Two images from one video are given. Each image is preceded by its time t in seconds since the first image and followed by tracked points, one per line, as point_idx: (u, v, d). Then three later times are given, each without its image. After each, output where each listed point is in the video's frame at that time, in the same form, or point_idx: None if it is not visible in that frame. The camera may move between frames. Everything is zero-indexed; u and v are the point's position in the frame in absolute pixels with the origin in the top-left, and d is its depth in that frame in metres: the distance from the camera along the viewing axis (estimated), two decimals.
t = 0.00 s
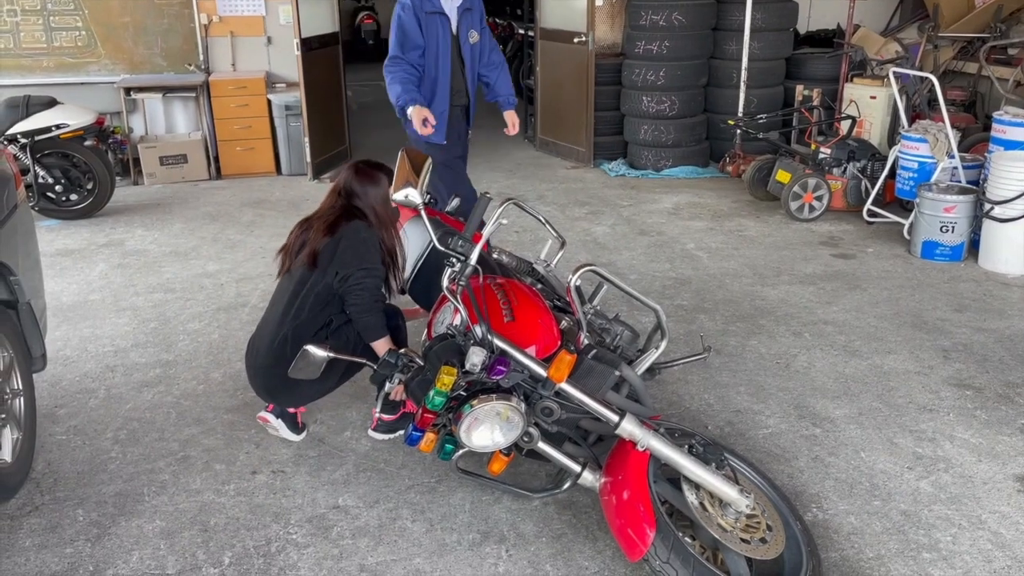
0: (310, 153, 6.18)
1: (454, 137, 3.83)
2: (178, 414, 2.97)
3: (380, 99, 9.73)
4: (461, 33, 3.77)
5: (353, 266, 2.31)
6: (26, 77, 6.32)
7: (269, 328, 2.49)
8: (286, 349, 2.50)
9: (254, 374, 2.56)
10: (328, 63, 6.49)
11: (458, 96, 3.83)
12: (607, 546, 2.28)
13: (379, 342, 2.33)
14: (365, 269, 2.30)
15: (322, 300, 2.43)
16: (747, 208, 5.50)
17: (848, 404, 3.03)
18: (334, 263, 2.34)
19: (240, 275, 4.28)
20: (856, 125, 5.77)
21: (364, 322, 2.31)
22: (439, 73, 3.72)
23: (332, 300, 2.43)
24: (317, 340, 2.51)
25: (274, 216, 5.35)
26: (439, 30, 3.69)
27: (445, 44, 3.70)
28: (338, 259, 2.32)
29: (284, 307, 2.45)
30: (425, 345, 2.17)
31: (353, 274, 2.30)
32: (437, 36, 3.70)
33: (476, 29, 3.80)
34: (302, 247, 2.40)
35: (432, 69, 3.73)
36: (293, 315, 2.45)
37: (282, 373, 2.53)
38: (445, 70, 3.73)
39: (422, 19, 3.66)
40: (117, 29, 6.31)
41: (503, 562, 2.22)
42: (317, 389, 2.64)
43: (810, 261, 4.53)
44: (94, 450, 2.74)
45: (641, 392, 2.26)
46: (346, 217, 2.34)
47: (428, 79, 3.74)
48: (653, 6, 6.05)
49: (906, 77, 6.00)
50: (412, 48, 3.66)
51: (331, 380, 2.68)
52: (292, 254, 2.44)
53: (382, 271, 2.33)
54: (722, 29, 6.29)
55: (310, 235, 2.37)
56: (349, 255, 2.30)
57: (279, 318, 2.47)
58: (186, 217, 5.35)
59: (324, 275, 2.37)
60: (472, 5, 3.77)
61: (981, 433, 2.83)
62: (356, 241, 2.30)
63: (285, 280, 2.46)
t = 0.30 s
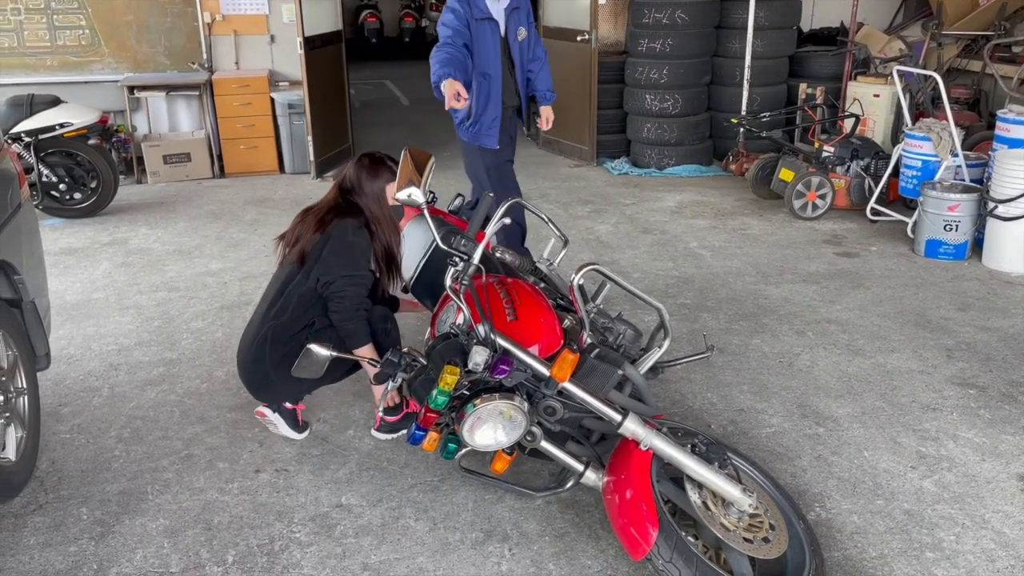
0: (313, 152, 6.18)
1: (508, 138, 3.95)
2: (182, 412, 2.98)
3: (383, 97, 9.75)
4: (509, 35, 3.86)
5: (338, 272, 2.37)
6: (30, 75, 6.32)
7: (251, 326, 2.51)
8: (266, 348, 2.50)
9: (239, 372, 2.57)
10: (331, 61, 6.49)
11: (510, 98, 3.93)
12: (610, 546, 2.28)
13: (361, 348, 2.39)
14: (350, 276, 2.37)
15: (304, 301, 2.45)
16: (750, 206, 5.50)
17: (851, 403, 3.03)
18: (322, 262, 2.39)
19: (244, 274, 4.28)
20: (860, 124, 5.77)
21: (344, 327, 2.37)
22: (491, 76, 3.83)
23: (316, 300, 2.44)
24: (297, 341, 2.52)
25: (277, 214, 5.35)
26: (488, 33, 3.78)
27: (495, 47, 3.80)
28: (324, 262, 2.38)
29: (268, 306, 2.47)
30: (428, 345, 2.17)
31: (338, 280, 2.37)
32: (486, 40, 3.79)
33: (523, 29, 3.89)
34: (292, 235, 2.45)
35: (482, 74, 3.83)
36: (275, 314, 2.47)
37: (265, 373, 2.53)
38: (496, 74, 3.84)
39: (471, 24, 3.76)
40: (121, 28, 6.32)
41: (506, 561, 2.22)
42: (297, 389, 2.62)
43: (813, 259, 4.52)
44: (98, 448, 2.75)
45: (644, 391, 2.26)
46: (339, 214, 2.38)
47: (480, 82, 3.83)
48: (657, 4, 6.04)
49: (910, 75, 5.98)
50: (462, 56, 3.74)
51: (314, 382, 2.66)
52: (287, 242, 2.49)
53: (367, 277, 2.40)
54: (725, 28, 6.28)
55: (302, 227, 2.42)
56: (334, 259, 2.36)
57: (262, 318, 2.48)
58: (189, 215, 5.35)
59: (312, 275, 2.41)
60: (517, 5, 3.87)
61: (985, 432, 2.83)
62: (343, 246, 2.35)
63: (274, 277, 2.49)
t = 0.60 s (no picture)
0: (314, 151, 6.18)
1: (548, 133, 3.79)
2: (183, 412, 2.98)
3: (383, 96, 9.75)
4: (553, 27, 3.70)
5: (303, 275, 2.34)
6: (29, 74, 6.32)
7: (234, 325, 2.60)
8: (235, 347, 2.55)
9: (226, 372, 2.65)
10: (332, 60, 6.49)
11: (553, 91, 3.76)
12: (612, 544, 2.28)
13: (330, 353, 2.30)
14: (313, 279, 2.34)
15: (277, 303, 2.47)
16: (751, 205, 5.49)
17: (853, 401, 3.02)
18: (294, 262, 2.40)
19: (245, 273, 4.28)
20: (861, 122, 5.75)
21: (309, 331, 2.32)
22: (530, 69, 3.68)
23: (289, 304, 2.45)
24: (264, 342, 2.54)
25: (278, 213, 5.35)
26: (528, 26, 3.64)
27: (534, 40, 3.65)
28: (291, 262, 2.37)
29: (248, 306, 2.54)
30: (430, 343, 2.16)
31: (300, 283, 2.34)
32: (526, 33, 3.64)
33: (567, 21, 3.74)
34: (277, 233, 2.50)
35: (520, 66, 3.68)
36: (250, 314, 2.53)
37: (235, 373, 2.57)
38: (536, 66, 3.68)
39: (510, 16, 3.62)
40: (122, 27, 6.31)
41: (508, 560, 2.22)
42: (264, 394, 2.61)
43: (815, 258, 4.51)
44: (99, 448, 2.75)
45: (647, 390, 2.24)
46: (318, 216, 2.41)
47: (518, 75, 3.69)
48: (658, 2, 6.02)
49: (910, 73, 5.97)
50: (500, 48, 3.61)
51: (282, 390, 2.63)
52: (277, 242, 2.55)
53: (333, 281, 2.35)
54: (726, 26, 6.28)
55: (286, 225, 2.47)
56: (299, 260, 2.35)
57: (239, 317, 2.56)
58: (190, 215, 5.35)
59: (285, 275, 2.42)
60: None
61: (987, 430, 2.82)
62: (310, 247, 2.36)
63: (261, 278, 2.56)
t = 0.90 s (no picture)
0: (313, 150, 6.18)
1: (591, 141, 3.64)
2: (183, 412, 2.98)
3: (382, 95, 9.75)
4: (606, 32, 3.54)
5: (281, 274, 2.32)
6: (28, 74, 6.32)
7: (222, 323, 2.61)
8: (218, 344, 2.56)
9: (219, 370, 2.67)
10: (331, 60, 6.49)
11: (599, 99, 3.61)
12: (612, 544, 2.27)
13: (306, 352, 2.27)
14: (288, 279, 2.31)
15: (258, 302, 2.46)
16: (751, 204, 5.49)
17: (853, 400, 3.02)
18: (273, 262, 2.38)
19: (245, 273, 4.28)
20: (860, 121, 5.75)
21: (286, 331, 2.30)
22: (576, 73, 3.52)
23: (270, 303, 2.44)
24: (243, 341, 2.53)
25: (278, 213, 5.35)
26: (577, 27, 3.49)
27: (582, 42, 3.49)
28: (269, 262, 2.35)
29: (233, 304, 2.56)
30: (429, 342, 2.16)
31: (275, 283, 2.32)
32: (574, 35, 3.49)
33: (622, 29, 3.57)
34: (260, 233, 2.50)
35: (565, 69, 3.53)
36: (234, 312, 2.54)
37: (218, 371, 2.57)
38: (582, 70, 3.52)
39: (558, 15, 3.48)
40: (121, 27, 6.31)
41: (508, 560, 2.22)
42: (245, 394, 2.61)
43: (814, 257, 4.51)
44: (99, 448, 2.75)
45: (647, 390, 2.24)
46: (300, 217, 2.40)
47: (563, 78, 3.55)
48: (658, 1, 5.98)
49: (910, 71, 5.96)
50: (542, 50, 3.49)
51: (261, 390, 2.61)
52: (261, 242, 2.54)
53: (308, 281, 2.32)
54: (725, 25, 6.27)
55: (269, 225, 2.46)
56: (276, 260, 2.33)
57: (226, 315, 2.56)
58: (189, 215, 5.34)
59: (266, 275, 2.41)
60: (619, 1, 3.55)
61: (987, 429, 2.82)
62: (287, 246, 2.34)
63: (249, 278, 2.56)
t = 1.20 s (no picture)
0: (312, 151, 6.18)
1: (643, 136, 3.57)
2: (182, 413, 2.97)
3: (381, 96, 9.76)
4: (657, 25, 3.49)
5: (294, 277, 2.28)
6: (25, 75, 6.31)
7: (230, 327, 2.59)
8: (227, 349, 2.55)
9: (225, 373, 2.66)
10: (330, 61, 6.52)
11: (652, 94, 3.55)
12: (611, 544, 2.27)
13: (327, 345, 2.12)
14: (304, 282, 2.27)
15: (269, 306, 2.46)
16: (749, 204, 5.49)
17: (851, 400, 3.02)
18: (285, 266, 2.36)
19: (243, 273, 4.28)
20: (858, 120, 5.77)
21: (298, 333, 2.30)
22: (629, 67, 3.45)
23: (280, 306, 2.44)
24: (254, 345, 2.53)
25: (276, 214, 5.35)
26: (628, 19, 3.42)
27: (635, 35, 3.43)
28: (281, 266, 2.32)
29: (242, 308, 2.54)
30: (427, 343, 2.16)
31: (292, 286, 2.28)
32: (625, 28, 3.43)
33: (676, 23, 3.53)
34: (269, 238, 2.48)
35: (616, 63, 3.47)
36: (243, 316, 2.53)
37: (228, 375, 2.57)
38: (635, 63, 3.45)
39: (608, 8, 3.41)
40: (119, 28, 6.30)
41: (507, 560, 2.22)
42: (257, 395, 2.61)
43: (812, 256, 4.51)
44: (97, 449, 2.74)
45: (644, 390, 2.24)
46: (309, 220, 2.39)
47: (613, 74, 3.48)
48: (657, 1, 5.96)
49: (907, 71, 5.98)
50: (596, 46, 3.42)
51: (273, 392, 2.62)
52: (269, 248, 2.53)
53: (323, 282, 2.28)
54: (723, 25, 6.27)
55: (277, 230, 2.45)
56: (289, 263, 2.31)
57: (234, 319, 2.55)
58: (188, 215, 5.34)
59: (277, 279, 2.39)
60: None
61: (985, 428, 2.83)
62: (299, 249, 2.32)
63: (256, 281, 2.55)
